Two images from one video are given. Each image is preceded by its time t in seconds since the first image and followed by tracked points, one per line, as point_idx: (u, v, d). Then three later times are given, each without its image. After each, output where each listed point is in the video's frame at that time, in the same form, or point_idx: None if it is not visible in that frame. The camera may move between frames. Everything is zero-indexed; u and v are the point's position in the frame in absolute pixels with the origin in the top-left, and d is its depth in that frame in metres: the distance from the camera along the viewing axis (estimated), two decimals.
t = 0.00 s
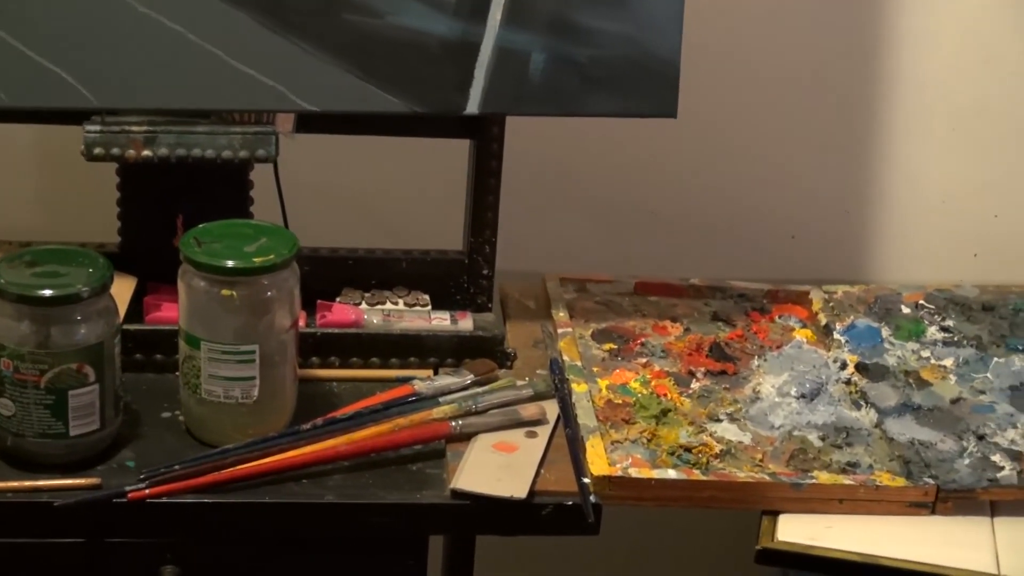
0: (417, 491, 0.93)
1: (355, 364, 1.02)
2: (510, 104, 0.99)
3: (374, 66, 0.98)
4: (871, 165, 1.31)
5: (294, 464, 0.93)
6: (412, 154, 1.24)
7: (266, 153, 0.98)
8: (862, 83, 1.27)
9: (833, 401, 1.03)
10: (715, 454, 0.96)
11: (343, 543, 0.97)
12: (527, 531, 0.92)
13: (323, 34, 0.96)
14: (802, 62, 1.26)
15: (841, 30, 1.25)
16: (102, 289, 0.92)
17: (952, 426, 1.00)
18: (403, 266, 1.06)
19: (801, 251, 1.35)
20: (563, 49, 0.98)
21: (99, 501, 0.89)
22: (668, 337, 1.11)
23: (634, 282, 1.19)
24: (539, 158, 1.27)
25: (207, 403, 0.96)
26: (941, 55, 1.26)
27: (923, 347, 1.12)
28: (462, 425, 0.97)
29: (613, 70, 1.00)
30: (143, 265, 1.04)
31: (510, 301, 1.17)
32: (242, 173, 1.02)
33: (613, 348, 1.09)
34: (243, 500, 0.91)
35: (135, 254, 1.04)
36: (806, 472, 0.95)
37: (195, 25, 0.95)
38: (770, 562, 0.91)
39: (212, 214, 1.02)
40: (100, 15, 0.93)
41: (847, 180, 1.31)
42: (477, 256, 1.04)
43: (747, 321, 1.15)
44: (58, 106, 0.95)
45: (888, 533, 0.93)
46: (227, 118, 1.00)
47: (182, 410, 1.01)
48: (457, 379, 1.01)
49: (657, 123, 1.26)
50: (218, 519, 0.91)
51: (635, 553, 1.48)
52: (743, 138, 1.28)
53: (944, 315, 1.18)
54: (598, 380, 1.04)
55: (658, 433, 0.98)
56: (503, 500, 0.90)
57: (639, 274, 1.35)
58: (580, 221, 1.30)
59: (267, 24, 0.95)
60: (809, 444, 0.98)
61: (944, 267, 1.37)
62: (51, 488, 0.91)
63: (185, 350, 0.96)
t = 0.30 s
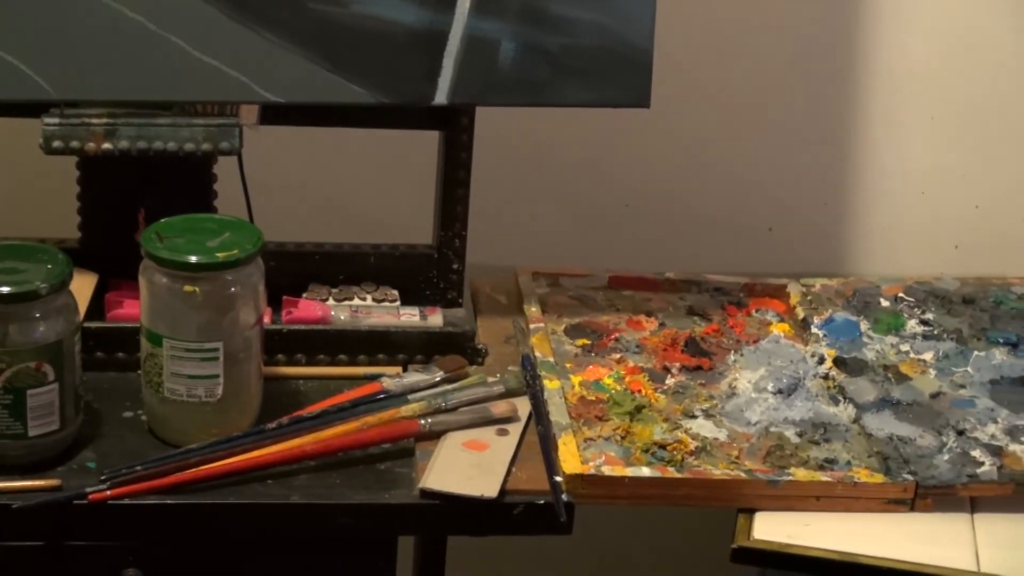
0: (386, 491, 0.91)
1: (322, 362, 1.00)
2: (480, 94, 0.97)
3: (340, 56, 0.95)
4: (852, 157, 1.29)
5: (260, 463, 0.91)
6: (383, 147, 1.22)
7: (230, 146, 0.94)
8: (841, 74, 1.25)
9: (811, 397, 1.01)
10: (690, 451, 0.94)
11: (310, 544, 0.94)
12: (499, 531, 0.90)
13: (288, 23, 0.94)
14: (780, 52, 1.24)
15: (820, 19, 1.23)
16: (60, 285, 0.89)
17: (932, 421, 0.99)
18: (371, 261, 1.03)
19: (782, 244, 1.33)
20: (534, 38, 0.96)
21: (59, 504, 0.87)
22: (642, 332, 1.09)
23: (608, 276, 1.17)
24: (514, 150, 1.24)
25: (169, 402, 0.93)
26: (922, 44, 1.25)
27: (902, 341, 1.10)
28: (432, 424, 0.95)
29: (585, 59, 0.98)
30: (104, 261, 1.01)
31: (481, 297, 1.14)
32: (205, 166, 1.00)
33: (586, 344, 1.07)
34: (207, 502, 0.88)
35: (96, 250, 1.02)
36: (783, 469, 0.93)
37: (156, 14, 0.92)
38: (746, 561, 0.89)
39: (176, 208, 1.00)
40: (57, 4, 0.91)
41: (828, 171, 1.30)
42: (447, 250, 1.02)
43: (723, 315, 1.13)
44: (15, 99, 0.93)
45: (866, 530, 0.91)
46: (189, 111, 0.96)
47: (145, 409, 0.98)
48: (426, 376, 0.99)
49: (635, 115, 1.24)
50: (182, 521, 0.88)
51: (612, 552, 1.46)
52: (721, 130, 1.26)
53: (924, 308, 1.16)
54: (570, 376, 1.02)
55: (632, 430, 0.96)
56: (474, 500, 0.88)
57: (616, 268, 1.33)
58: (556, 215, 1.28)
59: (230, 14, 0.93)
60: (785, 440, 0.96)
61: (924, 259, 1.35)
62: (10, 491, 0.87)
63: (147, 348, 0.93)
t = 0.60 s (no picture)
0: (351, 490, 0.88)
1: (286, 359, 0.97)
2: (446, 84, 0.95)
3: (303, 45, 0.93)
4: (830, 149, 1.27)
5: (222, 462, 0.89)
6: (353, 139, 1.19)
7: (189, 138, 0.92)
8: (818, 65, 1.23)
9: (785, 393, 0.99)
10: (661, 448, 0.92)
11: (274, 546, 0.92)
12: (466, 531, 0.88)
13: (249, 11, 0.91)
14: (757, 43, 1.22)
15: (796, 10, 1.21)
16: (16, 279, 0.86)
17: (908, 417, 0.97)
18: (336, 256, 1.01)
19: (760, 238, 1.31)
20: (501, 27, 0.94)
21: (13, 504, 0.84)
22: (614, 327, 1.07)
23: (579, 271, 1.15)
24: (488, 142, 1.22)
25: (128, 400, 0.90)
26: (900, 35, 1.23)
27: (879, 335, 1.08)
28: (398, 421, 0.92)
29: (553, 49, 0.96)
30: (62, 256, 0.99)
31: (448, 291, 1.12)
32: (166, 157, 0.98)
33: (556, 340, 1.04)
34: (167, 502, 0.86)
35: (54, 244, 0.99)
36: (756, 466, 0.91)
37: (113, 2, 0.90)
38: (717, 560, 0.87)
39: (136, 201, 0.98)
40: None
41: (806, 164, 1.28)
42: (414, 244, 1.00)
43: (696, 310, 1.11)
44: None
45: (841, 528, 0.90)
46: (148, 101, 0.94)
47: (104, 408, 0.95)
48: (392, 373, 0.96)
49: (610, 106, 1.22)
50: (141, 523, 0.86)
51: (587, 551, 1.44)
52: (697, 123, 1.25)
53: (900, 302, 1.15)
54: (540, 372, 1.00)
55: (602, 427, 0.94)
56: (440, 499, 0.86)
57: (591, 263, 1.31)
58: (531, 209, 1.26)
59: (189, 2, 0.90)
60: (759, 437, 0.94)
61: (903, 253, 1.33)
62: None
63: (105, 345, 0.90)
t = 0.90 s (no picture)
0: (322, 491, 0.86)
1: (256, 357, 0.95)
2: (418, 74, 0.93)
3: (273, 34, 0.90)
4: (814, 141, 1.25)
5: (191, 463, 0.86)
6: (327, 131, 1.17)
7: (155, 130, 0.90)
8: (801, 55, 1.21)
9: (767, 389, 0.97)
10: (640, 447, 0.90)
11: (244, 548, 0.89)
12: (441, 533, 0.85)
13: None
14: (740, 33, 1.20)
15: None
16: None
17: (893, 414, 0.95)
18: (307, 252, 0.98)
19: (744, 232, 1.29)
20: (475, 16, 0.92)
21: None
22: (592, 324, 1.05)
23: (556, 265, 1.12)
24: (466, 134, 1.19)
25: (94, 399, 0.87)
26: (886, 25, 1.21)
27: (862, 331, 1.06)
28: (370, 420, 0.90)
29: (528, 38, 0.93)
30: (25, 251, 0.97)
31: (422, 287, 1.10)
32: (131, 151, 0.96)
33: (532, 336, 1.02)
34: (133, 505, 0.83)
35: (17, 239, 0.97)
36: (737, 465, 0.89)
37: None
38: (698, 561, 0.85)
39: (101, 195, 0.96)
40: None
41: (792, 156, 1.26)
42: (387, 238, 0.98)
43: (676, 305, 1.09)
44: None
45: (825, 528, 0.88)
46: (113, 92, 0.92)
47: (69, 407, 0.92)
48: (365, 371, 0.94)
49: (592, 97, 1.20)
50: (105, 526, 0.83)
51: (566, 550, 1.42)
52: (680, 114, 1.22)
53: (885, 296, 1.12)
54: (517, 370, 0.97)
55: (580, 426, 0.92)
56: (413, 500, 0.84)
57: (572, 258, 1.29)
58: (510, 202, 1.23)
59: None
60: (740, 435, 0.92)
61: (888, 246, 1.31)
62: None
63: (69, 343, 0.87)
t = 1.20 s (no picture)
0: (298, 493, 0.84)
1: (230, 355, 0.92)
2: (397, 66, 0.90)
3: (246, 24, 0.87)
4: (803, 133, 1.23)
5: (164, 465, 0.83)
6: (305, 125, 1.14)
7: (126, 123, 0.86)
8: (789, 46, 1.19)
9: (754, 387, 0.95)
10: (624, 447, 0.88)
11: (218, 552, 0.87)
12: (419, 536, 0.84)
13: None
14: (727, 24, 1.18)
15: None
16: None
17: (883, 412, 0.93)
18: (281, 248, 0.96)
19: (732, 226, 1.27)
20: (453, 5, 0.90)
21: None
22: (575, 320, 1.03)
23: (539, 261, 1.10)
24: (449, 127, 1.17)
25: (63, 400, 0.84)
26: (875, 14, 1.18)
27: (852, 327, 1.04)
28: (346, 421, 0.88)
29: (509, 28, 0.91)
30: None
31: (402, 283, 1.07)
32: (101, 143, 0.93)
33: (514, 334, 1.00)
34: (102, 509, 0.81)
35: None
36: (724, 465, 0.87)
37: None
38: (683, 564, 0.83)
39: (70, 190, 0.93)
40: None
41: (781, 148, 1.23)
42: (365, 233, 0.95)
43: (661, 302, 1.07)
44: None
45: (813, 529, 0.86)
46: (83, 86, 0.88)
47: (38, 408, 0.90)
48: (342, 370, 0.92)
49: (577, 89, 1.18)
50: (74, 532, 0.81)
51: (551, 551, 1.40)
52: (667, 106, 1.20)
53: (874, 292, 1.10)
54: (498, 368, 0.95)
55: (563, 425, 0.90)
56: (392, 502, 0.82)
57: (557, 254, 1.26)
58: (494, 197, 1.21)
59: None
60: (727, 435, 0.90)
61: (878, 240, 1.29)
62: None
63: (38, 342, 0.85)
